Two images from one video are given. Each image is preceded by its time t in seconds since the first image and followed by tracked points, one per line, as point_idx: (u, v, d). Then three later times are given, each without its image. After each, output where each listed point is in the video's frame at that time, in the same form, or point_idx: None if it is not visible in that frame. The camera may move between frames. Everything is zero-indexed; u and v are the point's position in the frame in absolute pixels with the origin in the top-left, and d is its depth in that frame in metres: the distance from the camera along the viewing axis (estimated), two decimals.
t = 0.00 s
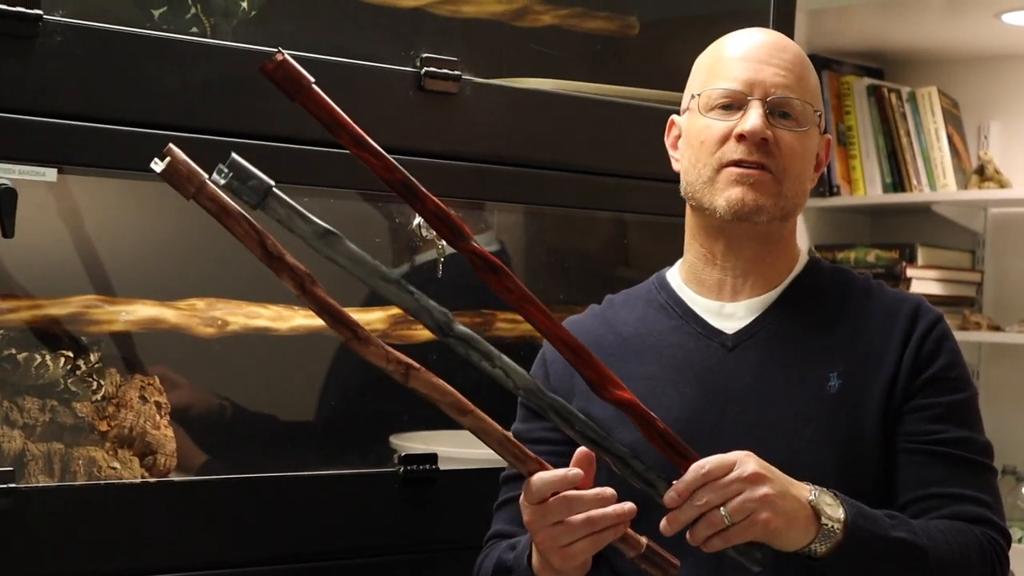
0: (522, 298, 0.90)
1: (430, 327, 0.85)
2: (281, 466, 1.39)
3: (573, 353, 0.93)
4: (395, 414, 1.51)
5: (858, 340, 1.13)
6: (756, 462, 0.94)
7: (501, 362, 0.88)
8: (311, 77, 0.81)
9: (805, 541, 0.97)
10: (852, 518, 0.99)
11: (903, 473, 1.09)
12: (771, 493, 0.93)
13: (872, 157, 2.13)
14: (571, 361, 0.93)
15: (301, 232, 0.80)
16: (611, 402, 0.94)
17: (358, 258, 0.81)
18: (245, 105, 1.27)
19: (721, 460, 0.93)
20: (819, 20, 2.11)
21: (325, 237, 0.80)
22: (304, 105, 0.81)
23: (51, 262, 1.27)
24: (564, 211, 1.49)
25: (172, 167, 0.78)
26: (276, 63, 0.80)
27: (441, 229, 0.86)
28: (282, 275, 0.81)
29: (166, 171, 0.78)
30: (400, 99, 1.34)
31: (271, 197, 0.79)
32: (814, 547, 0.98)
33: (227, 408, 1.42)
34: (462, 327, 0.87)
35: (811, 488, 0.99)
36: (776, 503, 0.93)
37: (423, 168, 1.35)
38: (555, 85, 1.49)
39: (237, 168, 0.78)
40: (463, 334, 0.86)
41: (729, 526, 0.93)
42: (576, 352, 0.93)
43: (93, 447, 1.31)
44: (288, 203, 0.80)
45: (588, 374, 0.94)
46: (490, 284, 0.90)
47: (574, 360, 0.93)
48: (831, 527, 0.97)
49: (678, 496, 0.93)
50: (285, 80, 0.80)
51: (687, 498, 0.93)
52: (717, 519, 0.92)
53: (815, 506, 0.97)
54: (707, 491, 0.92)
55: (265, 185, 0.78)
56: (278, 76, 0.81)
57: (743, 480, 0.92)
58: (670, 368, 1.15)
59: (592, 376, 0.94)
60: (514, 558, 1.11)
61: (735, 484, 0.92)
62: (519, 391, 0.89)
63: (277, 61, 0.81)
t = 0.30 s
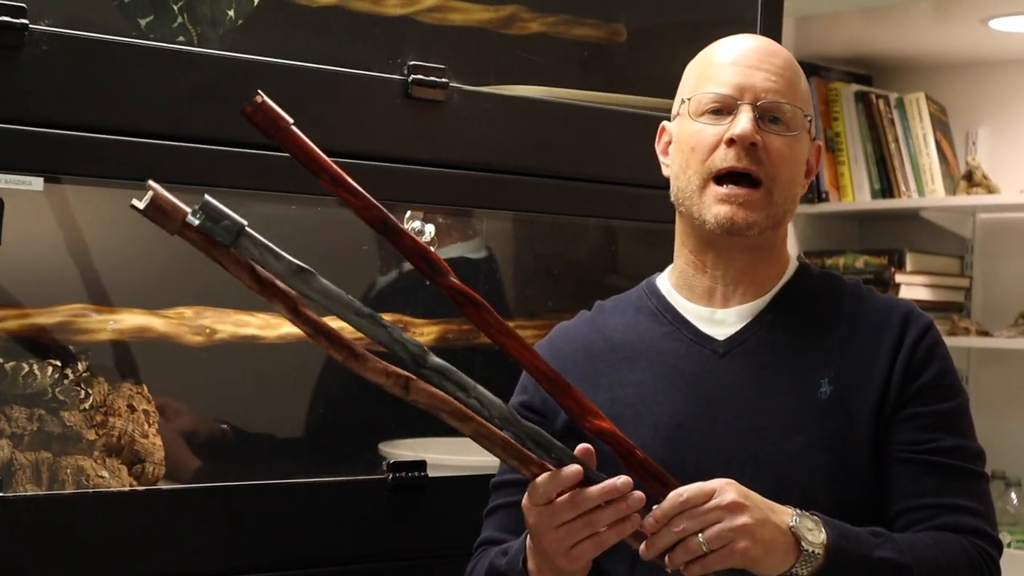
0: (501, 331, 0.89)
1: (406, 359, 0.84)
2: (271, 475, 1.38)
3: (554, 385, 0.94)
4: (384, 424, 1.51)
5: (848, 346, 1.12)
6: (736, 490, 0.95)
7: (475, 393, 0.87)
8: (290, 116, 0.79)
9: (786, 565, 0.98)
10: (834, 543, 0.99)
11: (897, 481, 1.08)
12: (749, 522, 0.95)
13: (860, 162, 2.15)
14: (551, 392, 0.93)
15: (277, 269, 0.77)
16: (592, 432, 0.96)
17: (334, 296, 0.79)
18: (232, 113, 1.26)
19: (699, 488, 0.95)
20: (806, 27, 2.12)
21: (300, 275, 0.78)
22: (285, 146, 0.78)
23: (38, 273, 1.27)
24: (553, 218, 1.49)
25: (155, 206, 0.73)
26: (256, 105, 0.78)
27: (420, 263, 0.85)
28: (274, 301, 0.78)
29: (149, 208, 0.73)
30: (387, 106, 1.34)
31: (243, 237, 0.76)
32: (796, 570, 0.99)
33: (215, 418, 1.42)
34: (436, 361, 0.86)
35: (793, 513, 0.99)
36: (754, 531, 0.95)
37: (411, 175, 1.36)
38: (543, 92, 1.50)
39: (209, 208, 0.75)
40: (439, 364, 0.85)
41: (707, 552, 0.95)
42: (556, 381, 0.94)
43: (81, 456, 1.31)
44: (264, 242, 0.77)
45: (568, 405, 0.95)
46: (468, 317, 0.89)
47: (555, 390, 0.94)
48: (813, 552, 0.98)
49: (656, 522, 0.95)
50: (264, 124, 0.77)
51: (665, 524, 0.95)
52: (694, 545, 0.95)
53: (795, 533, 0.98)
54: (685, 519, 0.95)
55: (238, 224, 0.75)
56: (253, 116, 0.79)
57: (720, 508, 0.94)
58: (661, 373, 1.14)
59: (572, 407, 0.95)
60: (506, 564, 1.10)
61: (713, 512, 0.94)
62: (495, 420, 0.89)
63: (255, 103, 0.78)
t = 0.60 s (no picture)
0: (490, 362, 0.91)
1: (403, 375, 0.85)
2: (267, 478, 1.38)
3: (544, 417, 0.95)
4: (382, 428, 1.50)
5: (844, 349, 1.12)
6: (726, 519, 0.98)
7: (472, 410, 0.88)
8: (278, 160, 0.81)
9: None
10: (826, 564, 0.99)
11: (898, 487, 1.08)
12: (738, 551, 0.97)
13: (857, 165, 2.15)
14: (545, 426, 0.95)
15: (278, 284, 0.79)
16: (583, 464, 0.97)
17: (334, 308, 0.81)
18: (227, 114, 1.26)
19: (687, 517, 0.98)
20: (801, 28, 2.12)
21: (302, 286, 0.79)
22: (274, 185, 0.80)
23: (35, 276, 1.27)
24: (549, 220, 1.49)
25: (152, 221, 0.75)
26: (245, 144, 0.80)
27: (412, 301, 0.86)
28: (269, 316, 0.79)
29: (146, 222, 0.75)
30: (383, 108, 1.34)
31: (247, 250, 0.78)
32: None
33: (212, 421, 1.41)
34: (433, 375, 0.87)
35: (786, 536, 1.00)
36: (743, 560, 0.97)
37: (407, 178, 1.36)
38: (539, 93, 1.49)
39: (216, 221, 0.78)
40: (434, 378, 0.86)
41: None
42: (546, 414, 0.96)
43: (77, 460, 1.30)
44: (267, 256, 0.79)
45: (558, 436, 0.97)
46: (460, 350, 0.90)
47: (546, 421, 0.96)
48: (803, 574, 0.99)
49: (645, 546, 0.98)
50: (258, 156, 0.79)
51: (655, 549, 0.98)
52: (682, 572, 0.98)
53: (785, 556, 0.99)
54: (674, 545, 0.98)
55: (243, 238, 0.78)
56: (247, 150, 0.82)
57: (710, 537, 0.97)
58: (658, 376, 1.14)
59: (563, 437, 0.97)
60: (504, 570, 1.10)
61: (702, 540, 0.97)
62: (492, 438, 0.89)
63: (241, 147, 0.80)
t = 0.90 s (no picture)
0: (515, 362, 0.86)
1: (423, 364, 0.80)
2: (265, 482, 1.38)
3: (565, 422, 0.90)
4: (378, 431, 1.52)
5: (843, 353, 1.12)
6: (725, 537, 0.98)
7: (489, 405, 0.83)
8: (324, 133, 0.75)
9: None
10: None
11: (896, 493, 1.08)
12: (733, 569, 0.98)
13: (853, 168, 2.17)
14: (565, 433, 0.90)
15: (309, 263, 0.73)
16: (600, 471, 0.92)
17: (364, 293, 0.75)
18: (224, 119, 1.26)
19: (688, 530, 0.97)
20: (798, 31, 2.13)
21: (335, 268, 0.74)
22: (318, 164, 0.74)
23: (31, 281, 1.28)
24: (546, 224, 1.49)
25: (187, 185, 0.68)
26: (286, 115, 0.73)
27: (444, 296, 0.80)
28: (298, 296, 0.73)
29: (181, 189, 0.69)
30: (379, 113, 1.34)
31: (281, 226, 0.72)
32: None
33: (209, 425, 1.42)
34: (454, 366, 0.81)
35: (784, 554, 1.00)
36: None
37: (404, 181, 1.36)
38: (535, 98, 1.50)
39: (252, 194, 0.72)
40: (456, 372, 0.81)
41: None
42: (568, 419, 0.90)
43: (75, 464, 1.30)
44: (299, 233, 0.73)
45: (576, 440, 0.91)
46: (485, 346, 0.85)
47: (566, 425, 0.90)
48: None
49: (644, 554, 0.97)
50: (303, 131, 0.73)
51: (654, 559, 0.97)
52: None
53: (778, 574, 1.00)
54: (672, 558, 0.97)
55: (277, 214, 0.72)
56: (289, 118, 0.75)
57: (710, 556, 0.97)
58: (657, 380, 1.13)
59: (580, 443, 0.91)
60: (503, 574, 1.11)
61: (701, 558, 0.97)
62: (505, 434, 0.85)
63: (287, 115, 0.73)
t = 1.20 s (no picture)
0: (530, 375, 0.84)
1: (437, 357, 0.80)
2: (262, 485, 1.38)
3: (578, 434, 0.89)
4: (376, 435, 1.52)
5: (846, 359, 1.12)
6: (730, 554, 0.98)
7: (498, 402, 0.82)
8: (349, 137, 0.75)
9: None
10: None
11: (897, 501, 1.09)
12: None
13: (849, 170, 2.18)
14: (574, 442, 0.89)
15: (330, 249, 0.74)
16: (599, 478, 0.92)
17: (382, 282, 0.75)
18: (221, 122, 1.26)
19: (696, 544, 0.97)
20: (794, 33, 2.13)
21: (353, 255, 0.74)
22: (339, 168, 0.74)
23: (25, 284, 1.27)
24: (543, 227, 1.49)
25: (213, 161, 0.70)
26: (310, 122, 0.73)
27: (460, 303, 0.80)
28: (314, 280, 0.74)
29: (205, 166, 0.70)
30: (376, 116, 1.34)
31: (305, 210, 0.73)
32: None
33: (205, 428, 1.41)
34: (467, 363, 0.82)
35: (786, 568, 1.00)
36: None
37: (401, 185, 1.36)
38: (530, 101, 1.50)
39: (277, 176, 0.72)
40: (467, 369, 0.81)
41: None
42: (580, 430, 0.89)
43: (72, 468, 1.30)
44: (322, 219, 0.74)
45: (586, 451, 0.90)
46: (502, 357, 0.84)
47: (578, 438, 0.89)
48: None
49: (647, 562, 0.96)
50: (327, 132, 0.73)
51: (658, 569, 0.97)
52: None
53: None
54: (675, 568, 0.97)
55: (301, 197, 0.73)
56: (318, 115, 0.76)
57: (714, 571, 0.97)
58: (660, 384, 1.13)
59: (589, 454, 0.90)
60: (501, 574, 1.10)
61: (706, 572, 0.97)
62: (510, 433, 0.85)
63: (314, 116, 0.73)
